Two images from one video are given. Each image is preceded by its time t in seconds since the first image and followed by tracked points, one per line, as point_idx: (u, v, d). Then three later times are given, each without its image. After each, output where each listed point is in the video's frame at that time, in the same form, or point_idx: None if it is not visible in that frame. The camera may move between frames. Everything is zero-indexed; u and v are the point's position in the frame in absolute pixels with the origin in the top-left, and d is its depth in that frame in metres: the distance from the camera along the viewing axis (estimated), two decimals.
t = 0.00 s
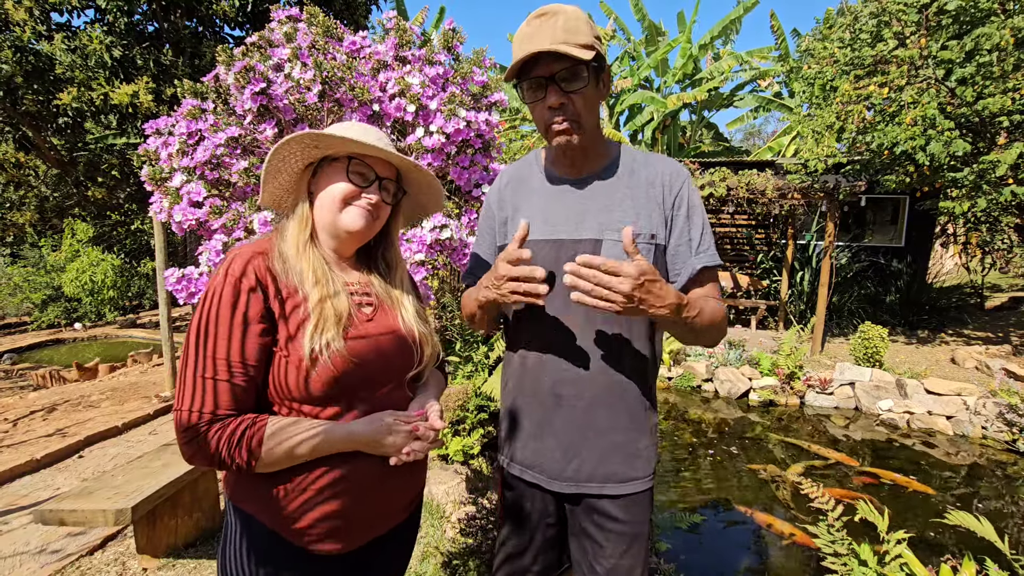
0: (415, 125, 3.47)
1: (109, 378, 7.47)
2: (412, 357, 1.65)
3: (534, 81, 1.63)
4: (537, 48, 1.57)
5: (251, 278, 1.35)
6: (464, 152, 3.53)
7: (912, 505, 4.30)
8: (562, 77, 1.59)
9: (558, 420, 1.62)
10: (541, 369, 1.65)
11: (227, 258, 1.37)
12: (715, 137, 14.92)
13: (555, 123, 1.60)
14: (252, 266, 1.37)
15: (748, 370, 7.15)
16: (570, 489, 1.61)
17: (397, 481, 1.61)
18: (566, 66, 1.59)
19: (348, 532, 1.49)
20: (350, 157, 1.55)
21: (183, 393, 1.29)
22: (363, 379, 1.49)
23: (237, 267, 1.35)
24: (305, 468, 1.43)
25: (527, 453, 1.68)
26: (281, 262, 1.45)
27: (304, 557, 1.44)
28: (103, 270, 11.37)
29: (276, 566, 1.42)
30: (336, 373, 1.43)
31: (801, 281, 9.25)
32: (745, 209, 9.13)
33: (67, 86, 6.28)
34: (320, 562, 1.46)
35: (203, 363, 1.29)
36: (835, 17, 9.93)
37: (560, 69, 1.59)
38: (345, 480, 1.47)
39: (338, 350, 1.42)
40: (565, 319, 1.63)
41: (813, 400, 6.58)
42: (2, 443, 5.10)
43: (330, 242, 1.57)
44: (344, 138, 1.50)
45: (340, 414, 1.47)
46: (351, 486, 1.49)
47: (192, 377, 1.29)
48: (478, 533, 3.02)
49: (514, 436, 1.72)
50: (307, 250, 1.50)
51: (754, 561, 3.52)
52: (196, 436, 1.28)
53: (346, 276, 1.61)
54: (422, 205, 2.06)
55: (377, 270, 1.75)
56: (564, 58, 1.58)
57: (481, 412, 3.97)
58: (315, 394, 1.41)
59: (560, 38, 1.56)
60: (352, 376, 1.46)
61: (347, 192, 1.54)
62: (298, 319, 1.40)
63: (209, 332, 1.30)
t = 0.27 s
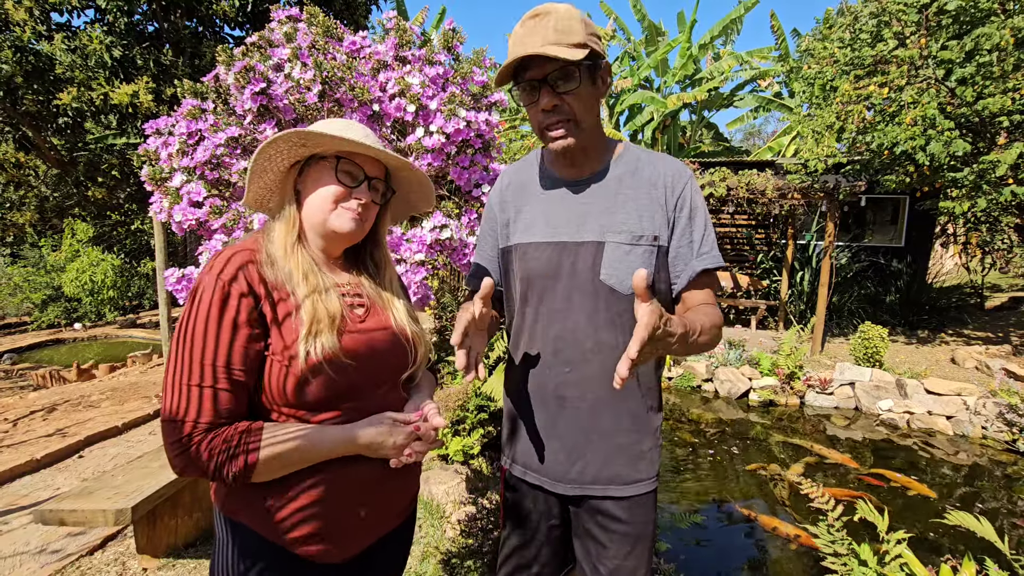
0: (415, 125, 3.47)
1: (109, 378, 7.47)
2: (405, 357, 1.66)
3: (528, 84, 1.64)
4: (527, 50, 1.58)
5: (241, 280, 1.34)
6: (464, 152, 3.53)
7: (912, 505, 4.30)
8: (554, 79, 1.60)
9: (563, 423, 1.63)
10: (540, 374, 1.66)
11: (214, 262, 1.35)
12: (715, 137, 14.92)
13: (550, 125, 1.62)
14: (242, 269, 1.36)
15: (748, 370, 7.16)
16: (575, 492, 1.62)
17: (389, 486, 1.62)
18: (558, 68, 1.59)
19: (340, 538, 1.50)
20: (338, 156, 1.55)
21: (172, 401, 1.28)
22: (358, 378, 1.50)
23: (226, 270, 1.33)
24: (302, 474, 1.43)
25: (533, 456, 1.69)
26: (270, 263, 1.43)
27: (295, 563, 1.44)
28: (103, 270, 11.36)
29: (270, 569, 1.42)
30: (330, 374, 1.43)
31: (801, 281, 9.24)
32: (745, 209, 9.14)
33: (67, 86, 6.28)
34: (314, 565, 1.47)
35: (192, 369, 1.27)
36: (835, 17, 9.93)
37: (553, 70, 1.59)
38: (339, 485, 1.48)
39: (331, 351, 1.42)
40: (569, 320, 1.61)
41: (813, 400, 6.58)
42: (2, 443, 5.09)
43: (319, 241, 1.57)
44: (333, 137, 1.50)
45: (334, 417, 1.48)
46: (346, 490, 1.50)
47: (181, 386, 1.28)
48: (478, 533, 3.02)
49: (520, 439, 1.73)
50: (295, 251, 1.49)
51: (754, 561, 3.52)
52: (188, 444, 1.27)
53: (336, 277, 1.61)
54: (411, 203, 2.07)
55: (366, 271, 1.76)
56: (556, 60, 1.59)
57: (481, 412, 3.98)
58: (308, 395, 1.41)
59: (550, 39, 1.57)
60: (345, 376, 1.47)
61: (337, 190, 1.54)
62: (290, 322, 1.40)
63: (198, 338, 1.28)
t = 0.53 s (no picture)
0: (415, 125, 3.47)
1: (109, 378, 7.47)
2: (397, 356, 1.66)
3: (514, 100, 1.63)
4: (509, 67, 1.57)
5: (233, 282, 1.33)
6: (464, 152, 3.53)
7: (913, 505, 4.29)
8: (539, 91, 1.59)
9: (567, 425, 1.62)
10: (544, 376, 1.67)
11: (201, 264, 1.33)
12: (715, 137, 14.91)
13: (544, 138, 1.62)
14: (232, 270, 1.34)
15: (748, 370, 7.15)
16: (581, 492, 1.61)
17: (388, 487, 1.63)
18: (541, 79, 1.58)
19: (338, 540, 1.50)
20: (327, 154, 1.55)
21: (164, 407, 1.26)
22: (352, 378, 1.50)
23: (215, 272, 1.31)
24: (304, 476, 1.43)
25: (536, 457, 1.68)
26: (261, 265, 1.42)
27: (294, 566, 1.44)
28: (103, 270, 11.34)
29: (268, 572, 1.42)
30: (323, 375, 1.43)
31: (801, 281, 9.24)
32: (745, 209, 9.13)
33: (66, 86, 6.28)
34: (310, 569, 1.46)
35: (183, 374, 1.25)
36: (835, 17, 9.93)
37: (536, 83, 1.58)
38: (339, 488, 1.49)
39: (326, 352, 1.42)
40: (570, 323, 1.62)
41: (813, 400, 6.58)
42: (2, 443, 5.09)
43: (309, 240, 1.56)
44: (323, 136, 1.49)
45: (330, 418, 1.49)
46: (346, 492, 1.51)
47: (173, 392, 1.26)
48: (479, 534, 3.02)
49: (522, 441, 1.72)
50: (284, 252, 1.48)
51: (754, 561, 3.52)
52: (183, 449, 1.26)
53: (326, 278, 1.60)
54: (399, 201, 2.08)
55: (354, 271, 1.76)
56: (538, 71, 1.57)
57: (481, 411, 3.98)
58: (300, 396, 1.41)
59: (529, 52, 1.56)
60: (339, 376, 1.47)
61: (328, 190, 1.53)
62: (284, 325, 1.39)
63: (189, 342, 1.26)
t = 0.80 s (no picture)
0: (415, 124, 3.45)
1: (108, 378, 7.46)
2: (396, 354, 1.65)
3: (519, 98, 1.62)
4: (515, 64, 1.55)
5: (229, 286, 1.31)
6: (464, 152, 3.52)
7: (914, 505, 4.29)
8: (544, 90, 1.58)
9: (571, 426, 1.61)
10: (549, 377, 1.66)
11: (196, 268, 1.30)
12: (715, 136, 14.89)
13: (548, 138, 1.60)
14: (229, 274, 1.32)
15: (749, 370, 7.14)
16: (587, 492, 1.59)
17: (390, 486, 1.63)
18: (548, 78, 1.57)
19: (343, 539, 1.50)
20: (323, 150, 1.54)
21: (163, 413, 1.24)
22: (351, 379, 1.49)
23: (211, 275, 1.29)
24: (307, 477, 1.42)
25: (540, 458, 1.67)
26: (258, 267, 1.40)
27: (298, 566, 1.42)
28: (103, 270, 11.32)
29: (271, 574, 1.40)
30: (322, 376, 1.42)
31: (802, 281, 9.22)
32: (746, 209, 9.12)
33: (66, 86, 6.28)
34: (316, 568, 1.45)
35: (182, 380, 1.23)
36: (836, 16, 9.91)
37: (542, 81, 1.57)
38: (344, 487, 1.48)
39: (325, 353, 1.41)
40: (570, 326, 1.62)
41: (813, 401, 6.56)
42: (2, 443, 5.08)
43: (305, 240, 1.54)
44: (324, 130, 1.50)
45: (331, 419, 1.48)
46: (351, 491, 1.50)
47: (168, 398, 1.24)
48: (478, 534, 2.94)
49: (525, 442, 1.71)
50: (279, 252, 1.46)
51: (755, 561, 3.51)
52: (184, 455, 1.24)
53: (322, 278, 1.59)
54: (389, 194, 2.07)
55: (348, 269, 1.74)
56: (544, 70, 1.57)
57: (481, 412, 3.97)
58: (298, 398, 1.40)
59: (536, 50, 1.55)
60: (337, 377, 1.46)
61: (325, 190, 1.52)
62: (282, 327, 1.37)
63: (186, 348, 1.24)
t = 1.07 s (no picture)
0: (415, 125, 3.46)
1: (108, 378, 7.46)
2: (397, 352, 1.66)
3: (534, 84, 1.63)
4: (533, 51, 1.57)
5: (233, 288, 1.31)
6: (464, 152, 3.53)
7: (913, 505, 4.29)
8: (559, 80, 1.60)
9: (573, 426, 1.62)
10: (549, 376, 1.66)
11: (200, 271, 1.30)
12: (715, 137, 14.89)
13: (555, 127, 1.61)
14: (232, 276, 1.32)
15: (748, 371, 7.14)
16: (588, 493, 1.60)
17: (393, 482, 1.66)
18: (565, 69, 1.59)
19: (349, 534, 1.51)
20: (323, 146, 1.58)
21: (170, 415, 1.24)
22: (355, 378, 1.50)
23: (215, 278, 1.29)
24: (312, 475, 1.43)
25: (540, 458, 1.67)
26: (261, 269, 1.40)
27: (305, 562, 1.44)
28: (103, 270, 11.32)
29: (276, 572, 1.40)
30: (327, 376, 1.42)
31: (802, 281, 9.23)
32: (745, 209, 9.12)
33: (66, 86, 6.28)
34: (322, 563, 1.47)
35: (188, 381, 1.24)
36: (836, 16, 9.92)
37: (558, 71, 1.59)
38: (351, 482, 1.50)
39: (329, 353, 1.42)
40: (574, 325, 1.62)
41: (813, 401, 6.57)
42: (2, 443, 5.08)
43: (308, 240, 1.55)
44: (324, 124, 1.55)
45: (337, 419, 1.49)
46: (357, 487, 1.52)
47: (176, 399, 1.24)
48: (478, 534, 2.95)
49: (525, 442, 1.71)
50: (283, 252, 1.46)
51: (754, 561, 3.51)
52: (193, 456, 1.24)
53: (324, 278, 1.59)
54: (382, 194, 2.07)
55: (348, 268, 1.74)
56: (562, 61, 1.58)
57: (481, 412, 3.99)
58: (303, 399, 1.40)
59: (558, 39, 1.56)
60: (343, 376, 1.46)
61: (329, 190, 1.53)
62: (287, 327, 1.38)
63: (192, 351, 1.24)
